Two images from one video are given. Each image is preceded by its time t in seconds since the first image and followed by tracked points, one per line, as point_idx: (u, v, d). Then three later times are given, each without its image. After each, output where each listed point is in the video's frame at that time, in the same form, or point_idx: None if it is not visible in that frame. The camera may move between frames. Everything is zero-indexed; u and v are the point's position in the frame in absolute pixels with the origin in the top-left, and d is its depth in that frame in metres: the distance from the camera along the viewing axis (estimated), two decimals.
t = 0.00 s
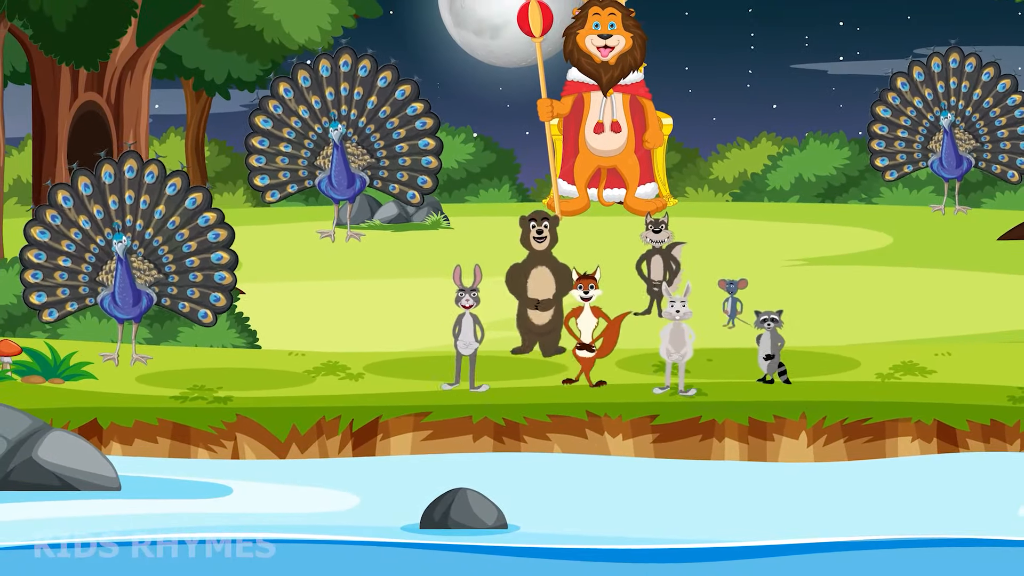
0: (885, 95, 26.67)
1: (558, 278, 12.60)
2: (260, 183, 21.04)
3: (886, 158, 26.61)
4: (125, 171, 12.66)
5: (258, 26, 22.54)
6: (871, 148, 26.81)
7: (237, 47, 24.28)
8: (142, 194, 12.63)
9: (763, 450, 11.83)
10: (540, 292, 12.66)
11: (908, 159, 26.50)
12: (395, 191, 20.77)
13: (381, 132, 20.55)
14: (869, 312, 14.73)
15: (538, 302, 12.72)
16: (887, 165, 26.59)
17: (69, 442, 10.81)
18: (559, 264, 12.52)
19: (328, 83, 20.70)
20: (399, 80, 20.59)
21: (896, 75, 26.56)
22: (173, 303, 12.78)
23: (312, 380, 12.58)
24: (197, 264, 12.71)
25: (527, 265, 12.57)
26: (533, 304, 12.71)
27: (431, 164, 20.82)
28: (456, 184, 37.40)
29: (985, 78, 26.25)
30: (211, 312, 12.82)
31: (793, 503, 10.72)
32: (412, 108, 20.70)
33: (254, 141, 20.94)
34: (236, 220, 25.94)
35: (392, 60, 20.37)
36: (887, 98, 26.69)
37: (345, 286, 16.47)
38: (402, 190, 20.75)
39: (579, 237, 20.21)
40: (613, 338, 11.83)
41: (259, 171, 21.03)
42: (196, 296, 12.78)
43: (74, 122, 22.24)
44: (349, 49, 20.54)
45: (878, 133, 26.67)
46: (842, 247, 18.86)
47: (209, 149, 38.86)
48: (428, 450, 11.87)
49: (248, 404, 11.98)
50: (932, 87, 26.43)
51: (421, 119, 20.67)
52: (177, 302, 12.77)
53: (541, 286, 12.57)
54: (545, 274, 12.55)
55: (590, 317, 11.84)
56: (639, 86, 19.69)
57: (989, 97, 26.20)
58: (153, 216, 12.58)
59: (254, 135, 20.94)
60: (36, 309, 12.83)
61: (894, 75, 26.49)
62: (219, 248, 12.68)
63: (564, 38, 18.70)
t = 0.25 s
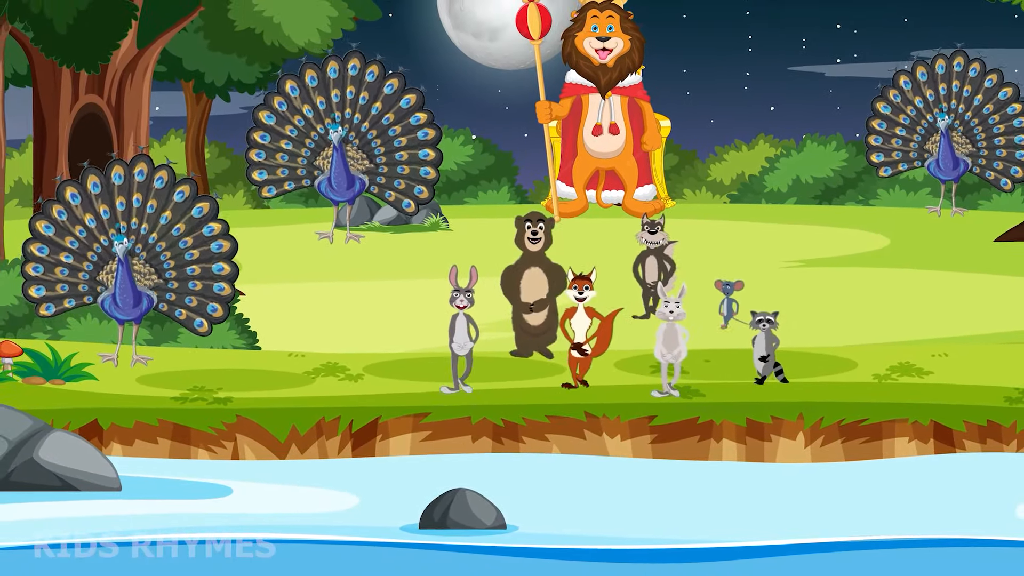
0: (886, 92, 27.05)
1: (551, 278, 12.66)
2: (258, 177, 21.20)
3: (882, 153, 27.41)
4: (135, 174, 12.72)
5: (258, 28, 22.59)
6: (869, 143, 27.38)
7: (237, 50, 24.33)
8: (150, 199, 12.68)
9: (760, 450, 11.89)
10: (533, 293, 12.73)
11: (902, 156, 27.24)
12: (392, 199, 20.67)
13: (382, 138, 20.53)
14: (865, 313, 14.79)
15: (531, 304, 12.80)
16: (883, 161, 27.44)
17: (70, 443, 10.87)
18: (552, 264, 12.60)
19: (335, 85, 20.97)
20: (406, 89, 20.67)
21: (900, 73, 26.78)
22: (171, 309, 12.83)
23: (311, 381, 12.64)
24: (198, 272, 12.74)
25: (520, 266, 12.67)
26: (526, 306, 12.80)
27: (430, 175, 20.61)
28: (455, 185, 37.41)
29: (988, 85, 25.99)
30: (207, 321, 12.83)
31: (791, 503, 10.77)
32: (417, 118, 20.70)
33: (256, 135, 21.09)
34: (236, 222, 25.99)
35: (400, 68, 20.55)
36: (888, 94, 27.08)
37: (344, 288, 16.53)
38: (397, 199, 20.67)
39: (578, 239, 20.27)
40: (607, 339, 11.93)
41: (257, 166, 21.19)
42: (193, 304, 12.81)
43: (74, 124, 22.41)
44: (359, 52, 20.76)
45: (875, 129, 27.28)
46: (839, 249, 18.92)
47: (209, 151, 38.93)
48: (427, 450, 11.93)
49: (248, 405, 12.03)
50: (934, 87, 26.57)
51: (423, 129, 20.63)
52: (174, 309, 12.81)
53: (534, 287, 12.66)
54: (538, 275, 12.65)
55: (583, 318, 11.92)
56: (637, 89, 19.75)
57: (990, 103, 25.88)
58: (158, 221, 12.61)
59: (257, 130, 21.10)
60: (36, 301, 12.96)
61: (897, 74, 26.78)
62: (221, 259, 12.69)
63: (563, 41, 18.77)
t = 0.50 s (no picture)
0: (875, 105, 26.97)
1: (548, 280, 12.73)
2: (262, 194, 20.84)
3: (882, 166, 27.09)
4: (118, 174, 12.74)
5: (258, 30, 22.65)
6: (867, 159, 27.13)
7: (237, 52, 24.38)
8: (136, 196, 12.76)
9: (758, 451, 11.95)
10: (530, 294, 12.80)
11: (903, 166, 27.05)
12: (396, 189, 21.00)
13: (378, 132, 20.76)
14: (862, 315, 14.85)
15: (529, 305, 12.88)
16: (883, 173, 27.09)
17: (71, 443, 10.93)
18: (549, 266, 12.64)
19: (321, 89, 20.92)
20: (391, 80, 20.87)
21: (885, 84, 27.00)
22: (176, 300, 12.90)
23: (311, 382, 12.70)
24: (197, 261, 12.85)
25: (517, 268, 12.72)
26: (524, 308, 12.87)
27: (430, 159, 21.05)
28: (454, 187, 37.43)
29: (973, 80, 26.03)
30: (214, 306, 12.94)
31: (788, 503, 10.83)
32: (406, 106, 20.90)
33: (252, 152, 20.72)
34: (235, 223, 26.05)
35: (383, 61, 20.67)
36: (877, 108, 26.97)
37: (342, 289, 16.59)
38: (403, 188, 21.03)
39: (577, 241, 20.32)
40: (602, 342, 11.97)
41: (259, 183, 20.82)
42: (199, 292, 12.91)
43: (75, 126, 22.25)
44: (339, 53, 20.78)
45: (871, 144, 27.11)
46: (837, 250, 18.98)
47: (208, 154, 38.99)
48: (426, 451, 11.98)
49: (248, 406, 12.09)
50: (919, 94, 26.71)
51: (415, 116, 20.90)
52: (180, 299, 12.89)
53: (531, 288, 12.72)
54: (535, 277, 12.70)
55: (579, 320, 11.98)
56: (635, 91, 19.81)
57: (978, 97, 25.99)
58: (148, 217, 12.71)
59: (252, 146, 20.73)
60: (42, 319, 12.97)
61: (883, 83, 26.91)
62: (217, 242, 12.86)
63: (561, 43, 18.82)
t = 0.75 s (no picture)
0: (868, 112, 27.00)
1: (545, 282, 12.79)
2: (264, 201, 20.84)
3: (880, 172, 26.94)
4: (109, 177, 12.74)
5: (257, 32, 22.71)
6: (865, 168, 26.97)
7: (236, 54, 24.45)
8: (129, 197, 12.82)
9: (755, 451, 12.01)
10: (527, 294, 12.86)
11: (901, 171, 26.77)
12: (398, 186, 21.08)
13: (375, 131, 20.91)
14: (858, 316, 14.91)
15: (525, 305, 12.92)
16: (883, 180, 26.94)
17: (71, 444, 10.98)
18: (548, 268, 12.70)
19: (315, 92, 20.83)
20: (384, 77, 20.98)
21: (878, 90, 26.99)
22: (178, 297, 13.00)
23: (310, 383, 12.75)
24: (195, 256, 12.95)
25: (514, 268, 12.77)
26: (520, 306, 12.90)
27: (429, 154, 21.10)
28: (452, 189, 37.49)
29: (964, 80, 26.42)
30: (216, 300, 13.06)
31: (785, 505, 10.87)
32: (400, 103, 21.07)
33: (252, 160, 20.83)
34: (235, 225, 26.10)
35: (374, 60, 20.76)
36: (871, 115, 26.98)
37: (341, 291, 16.65)
38: (403, 184, 21.10)
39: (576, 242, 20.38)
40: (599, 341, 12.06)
41: (262, 190, 20.80)
42: (199, 287, 13.01)
43: (75, 128, 22.44)
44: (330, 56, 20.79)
45: (868, 151, 26.99)
46: (835, 251, 19.05)
47: (208, 156, 39.04)
48: (425, 451, 12.04)
49: (247, 406, 12.14)
50: (911, 98, 26.76)
51: (410, 112, 21.04)
52: (182, 295, 13.00)
53: (528, 288, 12.78)
54: (532, 277, 12.76)
55: (576, 320, 12.04)
56: (633, 93, 19.88)
57: (971, 97, 26.21)
58: (144, 216, 12.79)
59: (251, 154, 20.82)
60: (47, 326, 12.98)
61: (876, 89, 26.91)
62: (214, 237, 12.98)
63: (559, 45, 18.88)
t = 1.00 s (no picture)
0: (869, 109, 27.17)
1: (546, 284, 12.85)
2: (261, 195, 20.96)
3: (875, 168, 27.34)
4: (120, 178, 12.88)
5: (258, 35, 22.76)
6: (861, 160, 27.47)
7: (237, 56, 24.63)
8: (139, 200, 12.88)
9: (752, 452, 12.06)
10: (528, 297, 12.91)
11: (896, 169, 27.22)
12: (394, 194, 20.75)
13: (377, 137, 20.58)
14: (855, 317, 14.98)
15: (527, 307, 12.99)
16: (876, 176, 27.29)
17: (70, 444, 11.04)
18: (549, 271, 12.77)
19: (321, 92, 20.73)
20: (391, 85, 20.58)
21: (880, 87, 27.00)
22: (175, 305, 13.01)
23: (310, 384, 12.81)
24: (197, 266, 12.97)
25: (516, 270, 12.83)
26: (522, 309, 12.98)
27: (428, 165, 20.65)
28: (451, 191, 37.60)
29: (968, 85, 26.32)
30: (213, 311, 13.05)
31: (781, 505, 10.93)
32: (406, 111, 20.61)
33: (252, 154, 20.87)
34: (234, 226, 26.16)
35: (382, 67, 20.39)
36: (871, 111, 27.16)
37: (340, 292, 16.71)
38: (400, 193, 20.74)
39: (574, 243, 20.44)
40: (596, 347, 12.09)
41: (258, 184, 20.97)
42: (198, 297, 13.03)
43: (75, 131, 22.38)
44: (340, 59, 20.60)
45: (865, 145, 27.31)
46: (832, 253, 19.12)
47: (208, 157, 39.10)
48: (424, 452, 12.10)
49: (247, 407, 12.19)
50: (914, 97, 26.79)
51: (415, 122, 20.60)
52: (179, 303, 13.00)
53: (529, 290, 12.83)
54: (534, 280, 12.81)
55: (573, 323, 12.09)
56: (631, 95, 19.93)
57: (972, 103, 26.16)
58: (150, 220, 12.84)
59: (252, 147, 20.87)
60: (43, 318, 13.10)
61: (878, 87, 26.95)
62: (217, 248, 12.97)
63: (557, 48, 18.94)
